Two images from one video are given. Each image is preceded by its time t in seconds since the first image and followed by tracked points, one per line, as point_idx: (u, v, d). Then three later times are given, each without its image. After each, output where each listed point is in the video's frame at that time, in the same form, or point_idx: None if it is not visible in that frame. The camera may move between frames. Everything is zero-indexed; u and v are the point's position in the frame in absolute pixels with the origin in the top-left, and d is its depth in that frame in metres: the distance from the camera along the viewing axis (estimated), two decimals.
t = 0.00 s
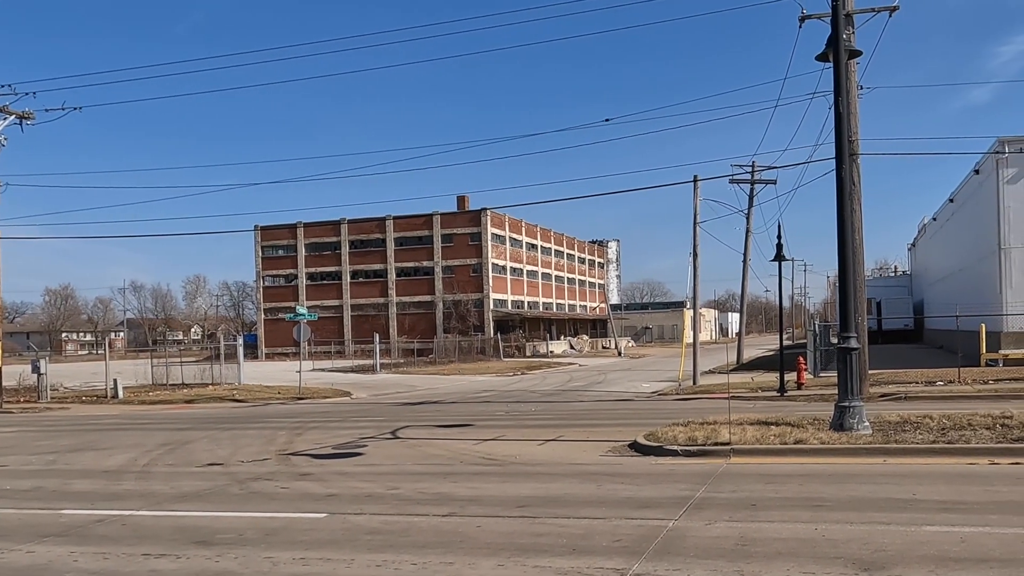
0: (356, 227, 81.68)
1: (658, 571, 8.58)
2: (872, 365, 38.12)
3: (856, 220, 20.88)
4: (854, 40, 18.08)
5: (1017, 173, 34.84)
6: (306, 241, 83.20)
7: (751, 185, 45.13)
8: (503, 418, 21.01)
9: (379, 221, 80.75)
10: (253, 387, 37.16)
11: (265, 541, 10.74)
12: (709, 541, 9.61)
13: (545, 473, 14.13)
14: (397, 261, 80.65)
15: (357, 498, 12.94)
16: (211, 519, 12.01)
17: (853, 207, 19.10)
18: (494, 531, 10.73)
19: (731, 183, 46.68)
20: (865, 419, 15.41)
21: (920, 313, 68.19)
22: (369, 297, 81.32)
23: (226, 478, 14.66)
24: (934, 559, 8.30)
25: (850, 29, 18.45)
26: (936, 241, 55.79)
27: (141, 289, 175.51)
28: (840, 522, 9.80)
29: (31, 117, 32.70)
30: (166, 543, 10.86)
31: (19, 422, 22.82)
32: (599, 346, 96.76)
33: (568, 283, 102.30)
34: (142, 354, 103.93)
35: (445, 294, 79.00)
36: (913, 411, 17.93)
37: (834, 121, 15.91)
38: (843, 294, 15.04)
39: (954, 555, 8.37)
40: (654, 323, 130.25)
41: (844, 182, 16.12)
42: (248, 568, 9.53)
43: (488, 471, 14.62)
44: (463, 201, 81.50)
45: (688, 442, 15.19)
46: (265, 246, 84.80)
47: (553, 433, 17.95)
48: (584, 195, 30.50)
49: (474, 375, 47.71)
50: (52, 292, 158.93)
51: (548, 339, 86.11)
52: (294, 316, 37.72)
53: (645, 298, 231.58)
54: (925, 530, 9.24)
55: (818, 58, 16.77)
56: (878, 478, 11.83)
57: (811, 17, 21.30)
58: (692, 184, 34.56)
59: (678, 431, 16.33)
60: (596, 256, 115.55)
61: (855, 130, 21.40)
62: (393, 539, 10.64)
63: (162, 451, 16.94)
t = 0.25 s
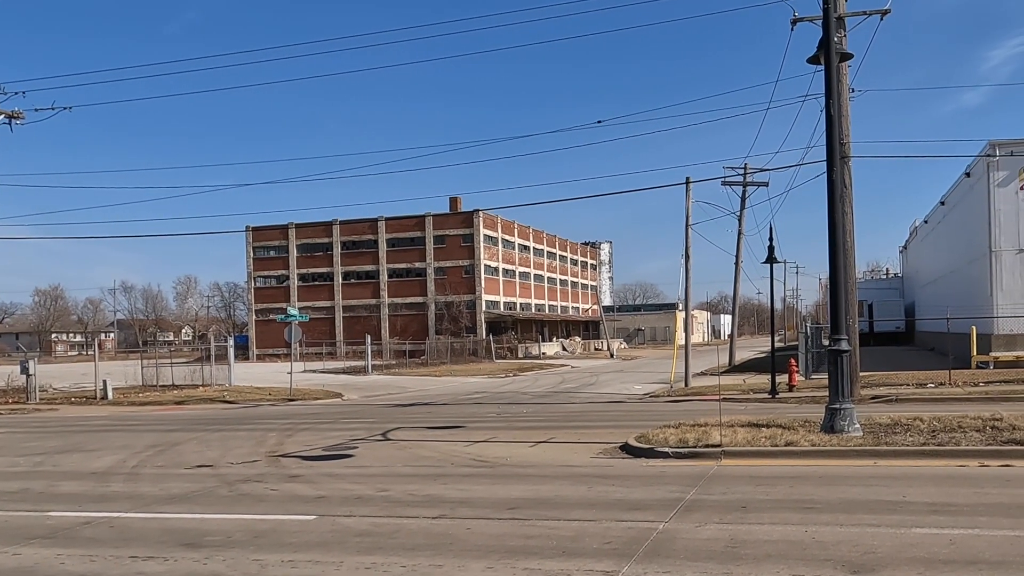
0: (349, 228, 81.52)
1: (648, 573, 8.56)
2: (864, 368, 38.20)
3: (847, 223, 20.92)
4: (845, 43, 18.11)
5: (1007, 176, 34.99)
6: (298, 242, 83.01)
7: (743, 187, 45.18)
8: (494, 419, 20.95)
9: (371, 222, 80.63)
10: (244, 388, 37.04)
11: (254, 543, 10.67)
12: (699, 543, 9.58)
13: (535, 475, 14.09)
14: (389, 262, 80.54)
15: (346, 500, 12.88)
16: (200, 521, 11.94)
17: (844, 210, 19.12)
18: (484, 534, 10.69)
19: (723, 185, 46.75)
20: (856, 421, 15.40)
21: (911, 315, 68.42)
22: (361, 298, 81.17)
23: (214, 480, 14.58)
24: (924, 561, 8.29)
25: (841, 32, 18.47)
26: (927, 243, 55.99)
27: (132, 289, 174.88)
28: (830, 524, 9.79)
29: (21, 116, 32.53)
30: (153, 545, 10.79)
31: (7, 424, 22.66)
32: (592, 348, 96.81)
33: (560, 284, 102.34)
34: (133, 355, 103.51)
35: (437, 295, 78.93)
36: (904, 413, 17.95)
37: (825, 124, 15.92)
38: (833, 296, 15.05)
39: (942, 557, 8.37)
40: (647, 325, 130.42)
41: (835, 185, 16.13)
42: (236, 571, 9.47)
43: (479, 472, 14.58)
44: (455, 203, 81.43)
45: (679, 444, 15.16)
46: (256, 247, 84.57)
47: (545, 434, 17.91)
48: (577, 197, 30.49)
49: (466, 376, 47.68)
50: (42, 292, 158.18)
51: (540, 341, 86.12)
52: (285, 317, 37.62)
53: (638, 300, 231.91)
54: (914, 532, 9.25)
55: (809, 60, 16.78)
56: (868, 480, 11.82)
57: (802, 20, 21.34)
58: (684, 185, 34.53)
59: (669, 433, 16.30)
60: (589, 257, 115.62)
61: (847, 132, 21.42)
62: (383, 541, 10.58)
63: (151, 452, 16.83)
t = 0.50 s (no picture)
0: (344, 228, 81.42)
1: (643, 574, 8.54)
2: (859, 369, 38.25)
3: (843, 224, 20.94)
4: (840, 45, 18.14)
5: (1002, 178, 35.06)
6: (293, 243, 82.89)
7: (738, 189, 45.24)
8: (489, 421, 20.93)
9: (367, 222, 80.56)
10: (239, 389, 36.98)
11: (247, 544, 10.64)
12: (694, 544, 9.57)
13: (529, 476, 14.08)
14: (384, 263, 80.48)
15: (341, 501, 12.85)
16: (193, 522, 11.89)
17: (838, 211, 19.22)
18: (478, 535, 10.67)
19: (718, 187, 46.80)
20: (850, 423, 15.41)
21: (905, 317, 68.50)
22: (357, 299, 81.08)
23: (208, 481, 14.54)
24: (920, 562, 8.28)
25: (836, 34, 18.52)
26: (921, 245, 56.11)
27: (126, 290, 174.63)
28: (825, 526, 9.78)
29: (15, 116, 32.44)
30: (146, 546, 10.73)
31: None
32: (587, 349, 96.81)
33: (556, 285, 102.31)
34: (128, 356, 103.48)
35: (432, 296, 78.89)
36: (899, 415, 17.97)
37: (820, 126, 15.94)
38: (829, 298, 15.07)
39: (938, 559, 8.35)
40: (642, 326, 130.51)
41: (830, 187, 16.14)
42: (229, 572, 9.43)
43: (473, 473, 14.55)
44: (451, 204, 81.42)
45: (674, 446, 15.16)
46: (251, 247, 84.43)
47: (539, 436, 17.89)
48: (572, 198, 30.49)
49: (461, 378, 47.69)
50: (36, 293, 157.89)
51: (536, 342, 86.11)
52: (280, 318, 37.58)
53: (634, 302, 232.10)
54: (909, 533, 9.24)
55: (805, 62, 16.80)
56: (863, 482, 11.81)
57: (798, 22, 21.39)
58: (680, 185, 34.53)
59: (664, 434, 16.29)
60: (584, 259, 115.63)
61: (841, 133, 21.47)
62: (377, 543, 10.55)
63: (144, 453, 16.77)
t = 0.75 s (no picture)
0: (345, 229, 81.47)
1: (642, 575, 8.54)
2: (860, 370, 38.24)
3: (843, 225, 20.93)
4: (840, 46, 18.16)
5: (1003, 178, 35.03)
6: (294, 243, 82.92)
7: (739, 190, 45.24)
8: (489, 421, 20.93)
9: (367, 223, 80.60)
10: (239, 389, 37.00)
11: (247, 545, 10.65)
12: (693, 545, 9.56)
13: (529, 477, 14.08)
14: (385, 263, 80.51)
15: (340, 501, 12.86)
16: (192, 522, 11.90)
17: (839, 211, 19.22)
18: (478, 535, 10.67)
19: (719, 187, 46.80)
20: (850, 423, 15.40)
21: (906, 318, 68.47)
22: (357, 299, 81.10)
23: (208, 481, 14.55)
24: (919, 563, 8.28)
25: (837, 35, 18.53)
26: (922, 246, 56.08)
27: (127, 290, 174.73)
28: (824, 526, 9.77)
29: (16, 117, 32.49)
30: (146, 546, 10.74)
31: None
32: (588, 350, 96.78)
33: (556, 286, 102.29)
34: (129, 356, 103.67)
35: (433, 296, 78.89)
36: (898, 416, 17.98)
37: (820, 127, 15.94)
38: (829, 298, 15.06)
39: (937, 559, 8.35)
40: (643, 327, 130.47)
41: (831, 187, 16.13)
42: (228, 572, 9.43)
43: (473, 474, 14.55)
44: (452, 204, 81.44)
45: (674, 447, 15.16)
46: (252, 248, 84.46)
47: (539, 436, 17.89)
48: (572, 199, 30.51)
49: (461, 378, 47.70)
50: (37, 293, 158.04)
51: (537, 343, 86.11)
52: (280, 318, 37.60)
53: (634, 302, 232.01)
54: (908, 534, 9.23)
55: (806, 63, 16.81)
56: (863, 483, 11.79)
57: (798, 23, 21.40)
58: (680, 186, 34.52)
59: (664, 435, 16.29)
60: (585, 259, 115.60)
61: (842, 134, 21.47)
62: (376, 543, 10.55)
63: (144, 453, 16.78)
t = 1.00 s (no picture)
0: (351, 228, 81.64)
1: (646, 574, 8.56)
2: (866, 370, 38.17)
3: (849, 225, 20.92)
4: (846, 45, 18.13)
5: (1010, 178, 34.92)
6: (301, 243, 83.12)
7: (745, 189, 45.17)
8: (495, 420, 20.96)
9: (374, 222, 80.76)
10: (246, 389, 37.12)
11: (253, 543, 10.70)
12: (698, 544, 9.57)
13: (535, 476, 14.10)
14: (391, 263, 80.64)
15: (346, 500, 12.91)
16: (199, 521, 11.97)
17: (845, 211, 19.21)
18: (483, 534, 10.70)
19: (725, 187, 46.75)
20: (856, 423, 15.38)
21: (913, 317, 68.27)
22: (364, 299, 81.24)
23: (215, 480, 14.62)
24: (923, 563, 8.29)
25: (843, 34, 18.49)
26: (929, 245, 55.93)
27: (135, 290, 175.49)
28: (829, 526, 9.77)
29: (25, 117, 32.68)
30: (153, 545, 10.81)
31: (8, 423, 22.79)
32: (594, 349, 96.75)
33: (562, 285, 102.27)
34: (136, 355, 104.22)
35: (439, 296, 78.97)
36: (904, 416, 17.95)
37: (826, 126, 15.92)
38: (834, 298, 15.04)
39: (942, 559, 8.35)
40: (649, 326, 130.34)
41: (837, 187, 16.10)
42: (235, 571, 9.49)
43: (479, 473, 14.58)
44: (458, 204, 81.51)
45: (679, 446, 15.16)
46: (259, 247, 84.69)
47: (545, 436, 17.91)
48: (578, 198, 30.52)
49: (467, 377, 47.79)
50: (46, 292, 158.88)
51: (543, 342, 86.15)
52: (287, 318, 37.72)
53: (640, 302, 231.81)
54: (913, 534, 9.23)
55: (811, 62, 16.80)
56: (868, 483, 11.78)
57: (804, 22, 21.37)
58: (686, 185, 34.51)
59: (669, 434, 16.29)
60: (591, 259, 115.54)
61: (848, 132, 21.43)
62: (382, 542, 10.59)
63: (151, 452, 16.86)
